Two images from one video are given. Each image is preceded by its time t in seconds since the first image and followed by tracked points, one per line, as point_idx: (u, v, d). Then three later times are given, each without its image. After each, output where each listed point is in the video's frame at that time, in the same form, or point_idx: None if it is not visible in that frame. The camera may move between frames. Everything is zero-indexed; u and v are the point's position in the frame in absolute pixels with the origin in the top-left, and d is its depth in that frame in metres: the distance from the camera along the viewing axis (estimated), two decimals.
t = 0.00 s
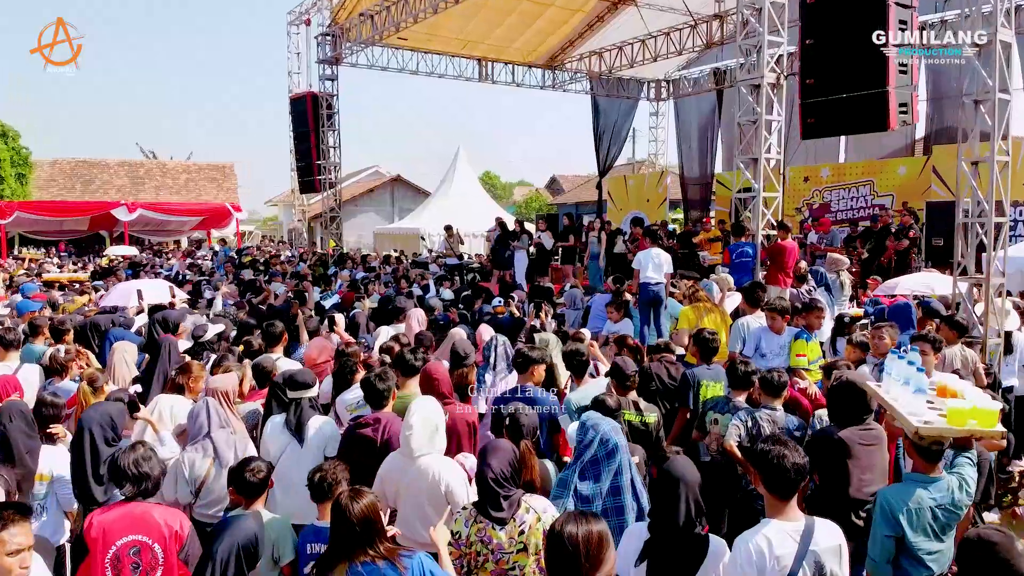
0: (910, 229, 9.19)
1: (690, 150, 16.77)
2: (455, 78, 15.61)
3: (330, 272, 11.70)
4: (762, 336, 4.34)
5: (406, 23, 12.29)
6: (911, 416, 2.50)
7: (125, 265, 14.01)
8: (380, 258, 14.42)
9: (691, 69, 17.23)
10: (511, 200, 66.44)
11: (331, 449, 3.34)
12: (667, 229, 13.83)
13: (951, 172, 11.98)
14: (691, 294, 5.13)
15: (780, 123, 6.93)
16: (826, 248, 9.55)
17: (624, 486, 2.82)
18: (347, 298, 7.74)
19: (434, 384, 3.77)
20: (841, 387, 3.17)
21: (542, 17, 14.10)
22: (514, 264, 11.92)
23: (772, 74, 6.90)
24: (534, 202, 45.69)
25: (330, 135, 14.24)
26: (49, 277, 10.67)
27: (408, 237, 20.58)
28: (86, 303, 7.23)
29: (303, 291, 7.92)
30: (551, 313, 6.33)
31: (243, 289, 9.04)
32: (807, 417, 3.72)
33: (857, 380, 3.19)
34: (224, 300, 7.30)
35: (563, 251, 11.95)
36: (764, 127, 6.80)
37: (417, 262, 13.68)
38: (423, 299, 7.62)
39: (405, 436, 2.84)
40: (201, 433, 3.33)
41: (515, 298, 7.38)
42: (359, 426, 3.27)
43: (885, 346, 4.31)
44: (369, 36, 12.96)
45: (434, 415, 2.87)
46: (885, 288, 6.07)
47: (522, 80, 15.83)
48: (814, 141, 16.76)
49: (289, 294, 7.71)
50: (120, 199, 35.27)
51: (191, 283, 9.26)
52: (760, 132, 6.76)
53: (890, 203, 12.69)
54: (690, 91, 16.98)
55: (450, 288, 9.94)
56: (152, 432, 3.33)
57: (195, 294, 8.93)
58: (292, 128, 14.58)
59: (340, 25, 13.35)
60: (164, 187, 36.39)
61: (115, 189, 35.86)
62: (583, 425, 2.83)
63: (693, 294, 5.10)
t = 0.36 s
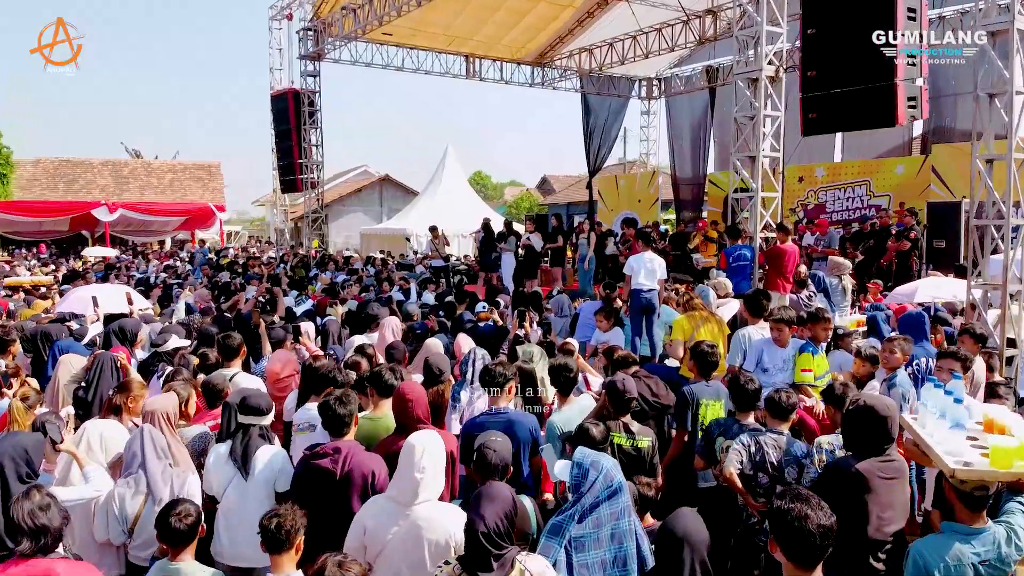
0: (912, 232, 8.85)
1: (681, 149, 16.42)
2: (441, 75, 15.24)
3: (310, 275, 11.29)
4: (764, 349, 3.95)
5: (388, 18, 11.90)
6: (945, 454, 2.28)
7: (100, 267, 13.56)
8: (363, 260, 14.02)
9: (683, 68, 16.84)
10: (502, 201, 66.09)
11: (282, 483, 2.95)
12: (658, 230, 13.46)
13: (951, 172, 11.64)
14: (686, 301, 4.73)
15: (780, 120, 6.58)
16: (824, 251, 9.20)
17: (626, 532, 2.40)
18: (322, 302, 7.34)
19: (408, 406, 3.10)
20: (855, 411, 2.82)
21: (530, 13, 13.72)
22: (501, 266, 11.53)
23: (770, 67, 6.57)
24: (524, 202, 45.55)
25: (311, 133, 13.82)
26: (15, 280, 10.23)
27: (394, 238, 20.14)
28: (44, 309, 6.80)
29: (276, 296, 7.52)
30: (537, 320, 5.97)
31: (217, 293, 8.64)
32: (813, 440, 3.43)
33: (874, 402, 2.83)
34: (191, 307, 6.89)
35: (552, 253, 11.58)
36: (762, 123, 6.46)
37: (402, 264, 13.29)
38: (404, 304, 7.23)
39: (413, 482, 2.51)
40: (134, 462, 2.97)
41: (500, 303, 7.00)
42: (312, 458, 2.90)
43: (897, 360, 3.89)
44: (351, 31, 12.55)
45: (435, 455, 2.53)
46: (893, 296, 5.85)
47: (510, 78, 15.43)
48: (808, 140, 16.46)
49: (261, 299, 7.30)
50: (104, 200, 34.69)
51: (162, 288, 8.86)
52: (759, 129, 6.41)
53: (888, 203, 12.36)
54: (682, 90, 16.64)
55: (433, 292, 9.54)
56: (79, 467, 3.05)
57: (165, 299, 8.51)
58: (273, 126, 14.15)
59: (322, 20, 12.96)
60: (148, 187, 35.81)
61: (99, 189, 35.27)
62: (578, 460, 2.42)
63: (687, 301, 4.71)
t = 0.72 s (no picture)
0: (914, 235, 8.53)
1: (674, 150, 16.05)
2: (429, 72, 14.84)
3: (291, 279, 10.87)
4: (772, 369, 3.57)
5: (372, 13, 11.51)
6: (1009, 517, 2.11)
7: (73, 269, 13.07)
8: (347, 263, 13.60)
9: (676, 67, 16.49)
10: (493, 201, 65.66)
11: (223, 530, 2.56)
12: (651, 233, 13.11)
13: (951, 173, 11.34)
14: (682, 313, 4.35)
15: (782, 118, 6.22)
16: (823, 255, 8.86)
17: None
18: (298, 310, 6.93)
19: (390, 444, 2.61)
20: (882, 447, 2.47)
21: (519, 9, 13.35)
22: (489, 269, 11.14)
23: (771, 63, 6.21)
24: (513, 201, 45.17)
25: (292, 132, 13.39)
26: None
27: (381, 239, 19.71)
28: None
29: (247, 304, 7.10)
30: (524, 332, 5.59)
31: (188, 299, 8.21)
32: (831, 478, 3.07)
33: (905, 438, 2.48)
34: (155, 316, 6.47)
35: (541, 256, 11.21)
36: (763, 121, 6.13)
37: (387, 267, 12.89)
38: (383, 312, 6.84)
39: (366, 550, 2.18)
40: (56, 508, 2.58)
41: (484, 311, 6.62)
42: (260, 504, 2.51)
43: (917, 382, 3.54)
44: (334, 26, 12.15)
45: (387, 504, 2.24)
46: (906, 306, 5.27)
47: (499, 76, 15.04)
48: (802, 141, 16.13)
49: (231, 307, 6.89)
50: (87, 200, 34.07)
51: (130, 294, 8.43)
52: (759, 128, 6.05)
53: (886, 205, 12.05)
54: (674, 89, 16.28)
55: (417, 296, 9.14)
56: None
57: (133, 305, 8.08)
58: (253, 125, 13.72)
59: (304, 15, 12.54)
60: (132, 187, 35.19)
61: (82, 188, 34.63)
62: (561, 523, 2.07)
63: (684, 313, 4.33)
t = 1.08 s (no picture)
0: (920, 240, 8.19)
1: (667, 151, 15.69)
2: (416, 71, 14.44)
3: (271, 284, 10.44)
4: (789, 397, 3.19)
5: (356, 8, 11.11)
6: None
7: (46, 274, 12.58)
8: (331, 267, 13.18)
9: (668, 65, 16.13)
10: (485, 201, 65.16)
11: None
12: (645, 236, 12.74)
13: (954, 175, 11.02)
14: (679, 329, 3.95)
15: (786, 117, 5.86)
16: (824, 260, 8.50)
17: None
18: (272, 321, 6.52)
19: (377, 499, 2.21)
20: (925, 501, 2.10)
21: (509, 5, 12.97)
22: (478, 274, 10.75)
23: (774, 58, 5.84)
24: (505, 202, 44.78)
25: (274, 131, 12.96)
26: None
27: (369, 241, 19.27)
28: None
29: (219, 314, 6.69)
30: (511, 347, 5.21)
31: (159, 307, 7.79)
32: (859, 530, 2.71)
33: (953, 491, 2.11)
34: (117, 328, 6.04)
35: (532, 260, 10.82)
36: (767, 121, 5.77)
37: (373, 272, 12.47)
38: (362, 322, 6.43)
39: None
40: None
41: (469, 322, 6.23)
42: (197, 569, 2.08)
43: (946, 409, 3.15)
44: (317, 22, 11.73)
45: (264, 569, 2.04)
46: (923, 324, 4.78)
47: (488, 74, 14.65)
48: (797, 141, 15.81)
49: (201, 318, 6.47)
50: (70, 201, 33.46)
51: (97, 302, 7.99)
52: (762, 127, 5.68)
53: (887, 207, 11.72)
54: (667, 88, 15.92)
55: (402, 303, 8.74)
56: None
57: (100, 314, 7.64)
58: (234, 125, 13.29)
59: (286, 11, 12.12)
60: (117, 188, 34.61)
61: (66, 189, 34.02)
62: None
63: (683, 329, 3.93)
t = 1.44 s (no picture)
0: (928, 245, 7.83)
1: (661, 151, 15.31)
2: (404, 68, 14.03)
3: (251, 290, 10.00)
4: (813, 431, 2.80)
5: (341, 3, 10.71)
6: None
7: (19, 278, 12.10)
8: (316, 270, 12.73)
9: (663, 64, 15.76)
10: (476, 201, 64.66)
11: None
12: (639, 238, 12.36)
13: (958, 176, 10.70)
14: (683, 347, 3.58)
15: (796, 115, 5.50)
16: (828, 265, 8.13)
17: None
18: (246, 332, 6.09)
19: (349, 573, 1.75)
20: None
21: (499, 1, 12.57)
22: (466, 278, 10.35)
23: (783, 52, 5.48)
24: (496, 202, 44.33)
25: (257, 131, 12.52)
26: None
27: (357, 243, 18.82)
28: None
29: (188, 325, 6.25)
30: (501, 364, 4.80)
31: (128, 316, 7.34)
32: None
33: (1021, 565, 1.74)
34: (76, 341, 5.60)
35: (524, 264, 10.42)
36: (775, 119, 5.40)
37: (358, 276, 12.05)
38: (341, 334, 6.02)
39: None
40: None
41: (455, 334, 5.82)
42: None
43: (992, 445, 2.79)
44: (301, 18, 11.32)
45: None
46: (947, 338, 4.47)
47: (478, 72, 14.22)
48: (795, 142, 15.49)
49: (169, 330, 6.04)
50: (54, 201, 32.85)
51: (62, 311, 7.54)
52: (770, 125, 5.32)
53: (888, 209, 11.37)
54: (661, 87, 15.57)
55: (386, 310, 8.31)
56: None
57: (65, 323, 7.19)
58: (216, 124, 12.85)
59: (270, 6, 11.70)
60: (102, 188, 34.03)
61: (50, 190, 33.42)
62: None
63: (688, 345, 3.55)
